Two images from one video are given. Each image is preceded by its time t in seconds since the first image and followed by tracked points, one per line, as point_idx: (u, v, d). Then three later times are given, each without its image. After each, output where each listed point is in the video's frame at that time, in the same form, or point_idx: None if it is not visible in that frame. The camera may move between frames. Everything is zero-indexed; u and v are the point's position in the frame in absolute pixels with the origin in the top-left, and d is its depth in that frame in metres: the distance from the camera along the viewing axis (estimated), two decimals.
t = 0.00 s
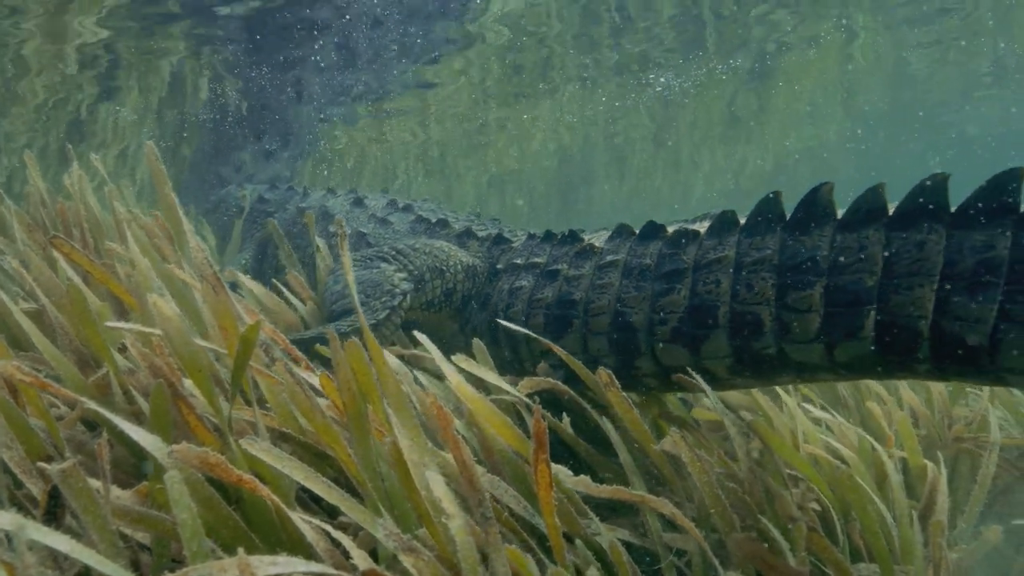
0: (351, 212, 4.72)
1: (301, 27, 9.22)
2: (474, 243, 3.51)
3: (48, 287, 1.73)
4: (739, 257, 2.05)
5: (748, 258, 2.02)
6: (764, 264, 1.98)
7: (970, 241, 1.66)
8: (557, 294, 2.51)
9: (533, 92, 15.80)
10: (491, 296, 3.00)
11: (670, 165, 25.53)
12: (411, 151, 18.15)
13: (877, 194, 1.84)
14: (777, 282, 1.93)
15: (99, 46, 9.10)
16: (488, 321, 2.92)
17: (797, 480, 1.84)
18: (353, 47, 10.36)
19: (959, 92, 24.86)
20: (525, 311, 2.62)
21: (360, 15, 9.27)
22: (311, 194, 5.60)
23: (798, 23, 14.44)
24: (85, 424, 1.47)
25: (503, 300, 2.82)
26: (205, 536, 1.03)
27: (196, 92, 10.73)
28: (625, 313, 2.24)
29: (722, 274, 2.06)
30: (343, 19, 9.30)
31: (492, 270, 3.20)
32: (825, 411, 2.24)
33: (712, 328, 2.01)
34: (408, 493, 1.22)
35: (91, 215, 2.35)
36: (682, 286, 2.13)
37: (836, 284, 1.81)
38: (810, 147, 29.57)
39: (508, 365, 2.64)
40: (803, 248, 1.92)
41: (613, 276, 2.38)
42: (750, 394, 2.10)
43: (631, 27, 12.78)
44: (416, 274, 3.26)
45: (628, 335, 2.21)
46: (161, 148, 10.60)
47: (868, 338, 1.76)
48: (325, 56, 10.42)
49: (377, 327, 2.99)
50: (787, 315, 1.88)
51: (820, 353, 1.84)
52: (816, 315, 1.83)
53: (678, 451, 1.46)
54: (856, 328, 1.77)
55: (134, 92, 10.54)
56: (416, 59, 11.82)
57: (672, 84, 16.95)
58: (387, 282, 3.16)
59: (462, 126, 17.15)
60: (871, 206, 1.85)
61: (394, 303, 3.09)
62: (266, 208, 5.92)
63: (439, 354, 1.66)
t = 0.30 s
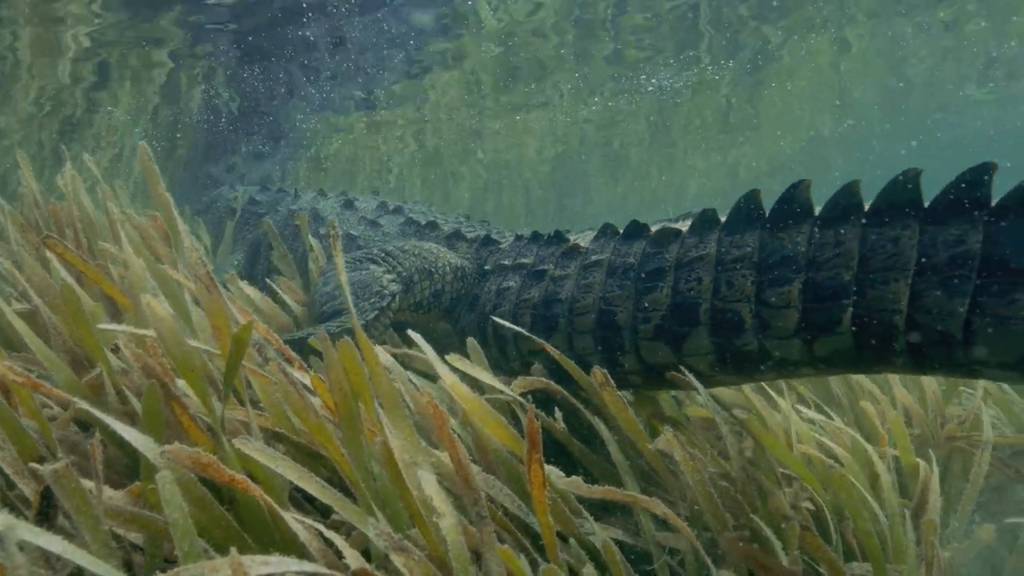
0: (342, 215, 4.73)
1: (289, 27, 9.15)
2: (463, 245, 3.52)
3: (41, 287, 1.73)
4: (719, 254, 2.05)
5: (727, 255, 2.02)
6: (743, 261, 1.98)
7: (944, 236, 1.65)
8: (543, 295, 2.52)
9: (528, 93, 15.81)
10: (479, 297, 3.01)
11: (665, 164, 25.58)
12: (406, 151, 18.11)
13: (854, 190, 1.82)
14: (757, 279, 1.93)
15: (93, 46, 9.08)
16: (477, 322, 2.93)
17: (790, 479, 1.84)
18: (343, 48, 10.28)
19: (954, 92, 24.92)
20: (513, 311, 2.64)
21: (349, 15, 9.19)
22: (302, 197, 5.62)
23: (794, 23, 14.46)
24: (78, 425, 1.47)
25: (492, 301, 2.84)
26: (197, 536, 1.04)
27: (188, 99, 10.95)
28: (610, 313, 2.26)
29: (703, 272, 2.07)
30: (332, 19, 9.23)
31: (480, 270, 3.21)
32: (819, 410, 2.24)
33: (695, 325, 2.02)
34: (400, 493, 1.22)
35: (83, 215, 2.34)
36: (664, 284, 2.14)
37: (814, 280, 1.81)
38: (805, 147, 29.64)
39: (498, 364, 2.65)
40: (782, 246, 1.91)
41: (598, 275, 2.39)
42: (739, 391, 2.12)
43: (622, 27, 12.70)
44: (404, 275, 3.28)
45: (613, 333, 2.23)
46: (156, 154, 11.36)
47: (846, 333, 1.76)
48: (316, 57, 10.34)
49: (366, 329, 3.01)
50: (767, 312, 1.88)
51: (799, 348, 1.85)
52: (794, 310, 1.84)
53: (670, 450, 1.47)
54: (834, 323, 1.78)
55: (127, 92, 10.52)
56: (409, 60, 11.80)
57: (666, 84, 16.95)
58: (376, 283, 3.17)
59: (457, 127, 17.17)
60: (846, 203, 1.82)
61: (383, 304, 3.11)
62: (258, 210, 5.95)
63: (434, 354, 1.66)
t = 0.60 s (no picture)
0: (332, 217, 4.74)
1: (281, 26, 9.16)
2: (452, 246, 3.53)
3: (34, 287, 1.73)
4: (701, 252, 2.06)
5: (709, 254, 2.03)
6: (724, 259, 1.99)
7: (917, 231, 1.66)
8: (530, 295, 2.53)
9: (522, 93, 15.82)
10: (467, 298, 3.01)
11: (659, 163, 25.63)
12: (400, 150, 18.07)
13: (830, 187, 1.84)
14: (737, 277, 1.94)
15: (86, 46, 9.05)
16: (466, 323, 2.94)
17: (783, 479, 1.86)
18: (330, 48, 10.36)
19: (947, 92, 25.01)
20: (500, 311, 2.66)
21: (337, 15, 9.25)
22: (292, 199, 5.63)
23: (787, 24, 14.50)
24: (71, 425, 1.47)
25: (480, 302, 2.85)
26: (188, 536, 1.03)
27: (179, 96, 10.72)
28: (594, 312, 2.27)
29: (684, 270, 2.08)
30: (321, 18, 9.27)
31: (468, 271, 3.22)
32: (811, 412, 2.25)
33: (677, 323, 2.04)
34: (391, 492, 1.22)
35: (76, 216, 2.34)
36: (647, 282, 2.15)
37: (792, 277, 1.82)
38: (799, 146, 29.72)
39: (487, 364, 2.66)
40: (762, 243, 1.93)
41: (582, 275, 2.40)
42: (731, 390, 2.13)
43: (615, 26, 12.69)
44: (393, 277, 3.28)
45: (597, 332, 2.24)
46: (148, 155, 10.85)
47: (824, 328, 1.77)
48: (303, 58, 10.44)
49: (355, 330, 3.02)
50: (746, 308, 1.89)
51: (778, 345, 1.86)
52: (772, 306, 1.84)
53: (662, 449, 1.48)
54: (811, 320, 1.78)
55: (120, 92, 10.47)
56: (402, 59, 11.80)
57: (660, 84, 16.96)
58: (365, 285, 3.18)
59: (451, 127, 17.16)
60: (823, 199, 1.83)
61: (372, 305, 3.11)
62: (249, 211, 5.96)
63: (428, 354, 1.66)
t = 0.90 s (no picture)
0: (322, 220, 4.75)
1: (272, 26, 9.14)
2: (440, 249, 3.54)
3: (26, 286, 1.72)
4: (682, 250, 2.07)
5: (689, 252, 2.04)
6: (705, 256, 2.00)
7: (892, 226, 1.66)
8: (516, 295, 2.55)
9: (515, 94, 15.81)
10: (455, 299, 3.02)
11: (654, 163, 25.65)
12: (393, 150, 18.02)
13: (807, 183, 1.83)
14: (717, 274, 1.95)
15: (79, 47, 9.02)
16: (454, 324, 2.95)
17: (775, 478, 1.86)
18: (320, 49, 10.32)
19: (940, 93, 25.05)
20: (486, 311, 2.67)
21: (325, 15, 9.21)
22: (282, 201, 5.64)
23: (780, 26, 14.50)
24: (63, 425, 1.46)
25: (467, 303, 2.86)
26: (177, 536, 1.04)
27: (172, 100, 10.74)
28: (579, 311, 2.28)
29: (666, 268, 2.09)
30: (310, 19, 9.22)
31: (456, 272, 3.23)
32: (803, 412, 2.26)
33: (660, 321, 2.05)
34: (382, 492, 1.22)
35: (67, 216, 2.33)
36: (630, 281, 2.17)
37: (770, 273, 1.83)
38: (793, 146, 29.77)
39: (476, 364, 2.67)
40: (741, 240, 1.93)
41: (567, 275, 2.41)
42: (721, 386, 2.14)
43: (608, 27, 12.68)
44: (381, 279, 3.29)
45: (582, 331, 2.27)
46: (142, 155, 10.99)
47: (803, 323, 1.79)
48: (292, 58, 10.41)
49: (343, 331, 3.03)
50: (727, 304, 1.91)
51: (759, 342, 1.87)
52: (751, 303, 1.86)
53: (653, 448, 1.48)
54: (790, 314, 1.80)
55: (113, 93, 10.45)
56: (393, 60, 11.79)
57: (653, 85, 16.96)
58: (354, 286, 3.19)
59: (444, 127, 17.14)
60: (799, 195, 1.84)
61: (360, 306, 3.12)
62: (239, 212, 5.98)
63: (419, 354, 1.66)
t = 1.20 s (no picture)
0: (311, 221, 4.76)
1: (261, 26, 9.11)
2: (427, 249, 3.54)
3: (15, 285, 1.72)
4: (661, 248, 2.08)
5: (668, 249, 2.06)
6: (683, 253, 2.01)
7: (864, 222, 1.67)
8: (501, 294, 2.56)
9: (508, 94, 15.81)
10: (441, 299, 3.02)
11: (647, 161, 25.69)
12: (384, 150, 17.98)
13: (781, 180, 1.84)
14: (695, 271, 1.96)
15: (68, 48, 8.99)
16: (440, 323, 2.95)
17: (764, 477, 1.87)
18: (309, 48, 10.30)
19: (932, 92, 25.12)
20: (471, 310, 2.68)
21: (312, 15, 9.18)
22: (271, 202, 5.65)
23: (771, 26, 14.52)
24: (52, 424, 1.46)
25: (452, 302, 2.86)
26: (164, 535, 1.04)
27: (163, 99, 10.84)
28: (561, 308, 2.30)
29: (645, 266, 2.10)
30: (297, 18, 9.20)
31: (442, 273, 3.23)
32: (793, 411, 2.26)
33: (640, 318, 2.07)
34: (370, 490, 1.22)
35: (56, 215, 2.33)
36: (610, 279, 2.18)
37: (747, 269, 1.84)
38: (786, 145, 29.83)
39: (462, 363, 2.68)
40: (718, 237, 1.94)
41: (550, 274, 2.42)
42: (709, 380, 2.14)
43: (600, 27, 12.68)
44: (368, 279, 3.29)
45: (564, 329, 2.28)
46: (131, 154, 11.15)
47: (778, 319, 1.80)
48: (280, 58, 10.37)
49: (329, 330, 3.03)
50: (706, 301, 1.92)
51: (737, 337, 1.88)
52: (728, 300, 1.87)
53: (642, 446, 1.49)
54: (767, 310, 1.81)
55: (103, 92, 10.42)
56: (383, 59, 11.78)
57: (645, 84, 16.98)
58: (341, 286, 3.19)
59: (436, 127, 17.14)
60: (775, 191, 1.84)
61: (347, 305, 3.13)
62: (228, 214, 5.99)
63: (409, 353, 1.66)
